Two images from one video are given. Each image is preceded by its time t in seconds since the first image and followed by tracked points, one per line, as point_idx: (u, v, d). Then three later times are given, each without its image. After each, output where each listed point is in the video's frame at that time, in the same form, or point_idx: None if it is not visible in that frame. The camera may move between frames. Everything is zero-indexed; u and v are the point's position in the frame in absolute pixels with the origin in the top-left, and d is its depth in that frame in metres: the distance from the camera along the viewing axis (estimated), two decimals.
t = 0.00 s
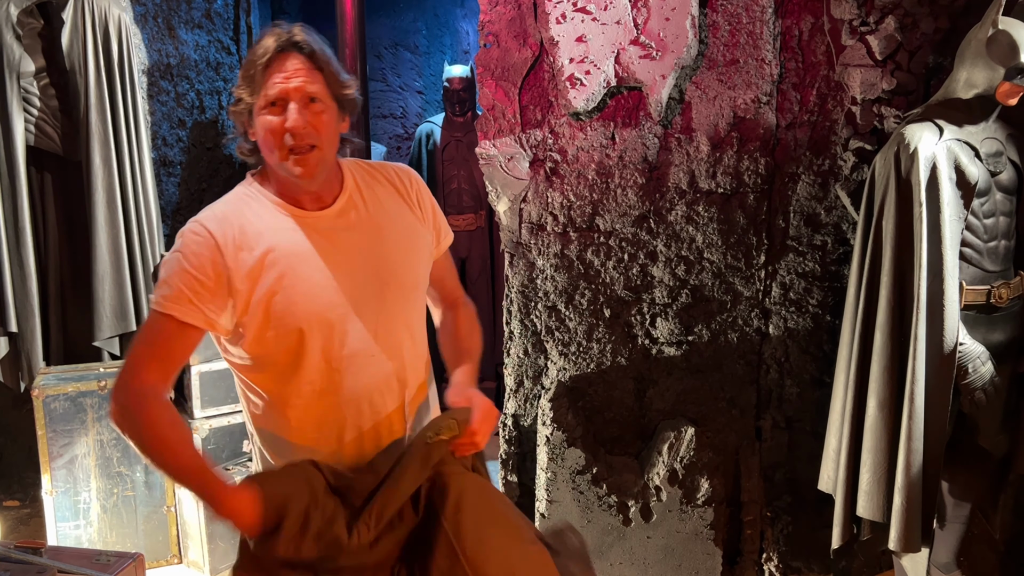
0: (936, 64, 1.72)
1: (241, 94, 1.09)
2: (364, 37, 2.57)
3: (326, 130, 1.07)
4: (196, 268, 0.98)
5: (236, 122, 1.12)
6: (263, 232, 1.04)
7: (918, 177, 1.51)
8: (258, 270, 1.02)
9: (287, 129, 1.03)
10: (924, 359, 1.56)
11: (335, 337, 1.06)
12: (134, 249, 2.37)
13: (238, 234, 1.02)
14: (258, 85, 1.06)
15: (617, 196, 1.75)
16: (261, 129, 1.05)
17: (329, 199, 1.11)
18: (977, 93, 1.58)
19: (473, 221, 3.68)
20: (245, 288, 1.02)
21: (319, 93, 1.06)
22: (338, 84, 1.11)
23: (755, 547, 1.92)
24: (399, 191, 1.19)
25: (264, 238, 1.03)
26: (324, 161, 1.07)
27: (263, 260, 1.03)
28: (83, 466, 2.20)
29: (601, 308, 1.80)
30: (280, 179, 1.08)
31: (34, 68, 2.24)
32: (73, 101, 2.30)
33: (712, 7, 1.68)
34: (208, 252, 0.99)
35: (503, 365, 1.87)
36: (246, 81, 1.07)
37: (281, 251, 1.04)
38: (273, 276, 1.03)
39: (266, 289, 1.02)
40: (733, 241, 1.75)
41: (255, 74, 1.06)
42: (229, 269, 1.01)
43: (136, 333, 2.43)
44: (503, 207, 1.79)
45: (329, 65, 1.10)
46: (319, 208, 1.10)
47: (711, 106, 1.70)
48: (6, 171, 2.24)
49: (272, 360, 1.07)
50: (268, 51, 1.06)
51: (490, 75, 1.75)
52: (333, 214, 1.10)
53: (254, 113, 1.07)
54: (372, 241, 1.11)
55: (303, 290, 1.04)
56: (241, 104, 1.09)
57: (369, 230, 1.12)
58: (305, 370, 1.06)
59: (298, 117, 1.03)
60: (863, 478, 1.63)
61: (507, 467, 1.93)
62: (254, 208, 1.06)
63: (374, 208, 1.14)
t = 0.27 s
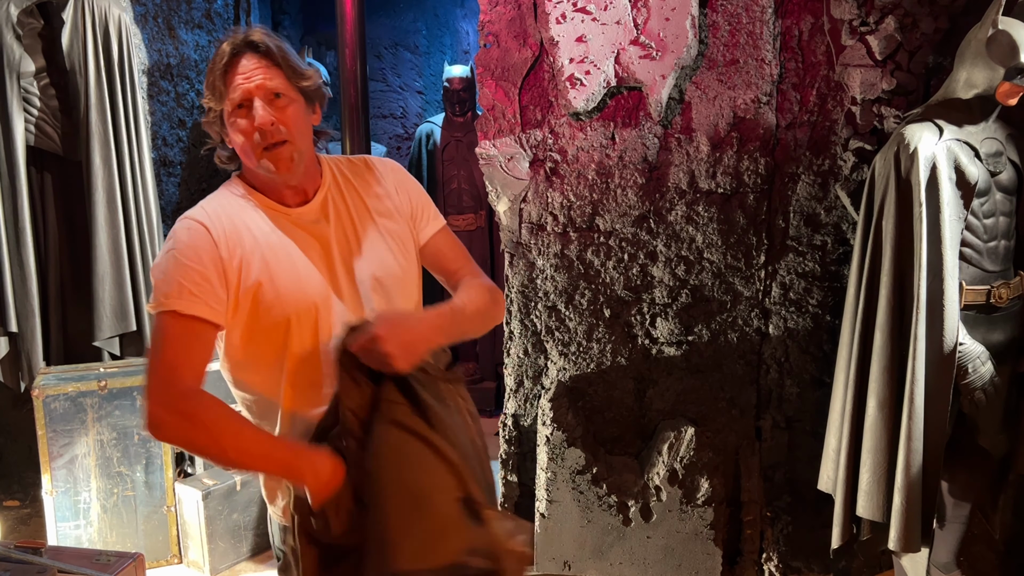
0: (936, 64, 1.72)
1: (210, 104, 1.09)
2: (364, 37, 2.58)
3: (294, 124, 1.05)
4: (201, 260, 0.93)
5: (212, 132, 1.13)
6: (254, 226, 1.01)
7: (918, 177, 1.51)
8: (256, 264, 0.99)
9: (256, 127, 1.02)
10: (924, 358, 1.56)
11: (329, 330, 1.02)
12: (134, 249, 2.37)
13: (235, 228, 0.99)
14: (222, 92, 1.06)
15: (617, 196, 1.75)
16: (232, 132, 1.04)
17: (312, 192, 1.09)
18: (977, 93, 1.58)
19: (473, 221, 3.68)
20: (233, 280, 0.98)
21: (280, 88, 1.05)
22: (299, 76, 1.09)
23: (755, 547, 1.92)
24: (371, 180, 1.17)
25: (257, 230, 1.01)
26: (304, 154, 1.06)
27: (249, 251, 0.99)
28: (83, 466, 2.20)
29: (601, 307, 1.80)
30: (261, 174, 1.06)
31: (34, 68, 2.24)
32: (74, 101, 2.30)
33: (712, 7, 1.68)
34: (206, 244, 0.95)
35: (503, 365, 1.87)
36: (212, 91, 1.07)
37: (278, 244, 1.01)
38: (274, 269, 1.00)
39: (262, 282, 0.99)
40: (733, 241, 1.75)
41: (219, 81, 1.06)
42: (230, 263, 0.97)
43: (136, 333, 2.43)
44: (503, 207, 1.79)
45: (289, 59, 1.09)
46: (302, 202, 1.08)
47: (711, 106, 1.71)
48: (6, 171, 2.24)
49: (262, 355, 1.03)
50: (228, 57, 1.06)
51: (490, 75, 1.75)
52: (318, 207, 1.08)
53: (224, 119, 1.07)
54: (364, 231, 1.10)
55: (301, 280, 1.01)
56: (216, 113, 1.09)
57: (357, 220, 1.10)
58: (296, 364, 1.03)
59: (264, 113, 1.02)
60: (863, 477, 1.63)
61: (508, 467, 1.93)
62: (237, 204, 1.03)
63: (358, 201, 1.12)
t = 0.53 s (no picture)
0: (936, 64, 1.72)
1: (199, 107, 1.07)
2: (364, 37, 2.58)
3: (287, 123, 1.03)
4: (189, 277, 0.94)
5: (203, 134, 1.11)
6: (242, 232, 1.00)
7: (918, 177, 1.51)
8: (245, 271, 0.98)
9: (248, 126, 1.00)
10: (924, 358, 1.56)
11: (327, 326, 1.02)
12: (134, 249, 2.37)
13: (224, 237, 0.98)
14: (211, 92, 1.04)
15: (617, 196, 1.75)
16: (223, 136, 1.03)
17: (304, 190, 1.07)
18: (977, 93, 1.58)
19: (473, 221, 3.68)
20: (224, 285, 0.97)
21: (269, 86, 1.03)
22: (289, 75, 1.07)
23: (755, 547, 1.92)
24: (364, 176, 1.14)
25: (247, 236, 1.00)
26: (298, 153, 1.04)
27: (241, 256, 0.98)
28: (84, 466, 2.20)
29: (601, 307, 1.80)
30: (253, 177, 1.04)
31: (34, 68, 2.24)
32: (74, 101, 2.30)
33: (712, 7, 1.68)
34: (192, 258, 0.95)
35: (503, 365, 1.87)
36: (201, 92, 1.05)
37: (267, 248, 1.00)
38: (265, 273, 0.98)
39: (253, 288, 0.98)
40: (733, 241, 1.75)
41: (207, 83, 1.04)
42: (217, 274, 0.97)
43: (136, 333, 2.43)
44: (503, 207, 1.79)
45: (279, 60, 1.07)
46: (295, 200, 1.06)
47: (711, 106, 1.70)
48: (6, 171, 2.24)
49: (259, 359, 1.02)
50: (215, 58, 1.04)
51: (490, 75, 1.75)
52: (310, 207, 1.06)
53: (215, 120, 1.05)
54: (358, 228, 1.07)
55: (292, 282, 1.00)
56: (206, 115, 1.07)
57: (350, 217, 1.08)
58: (294, 365, 1.02)
59: (256, 112, 1.00)
60: (863, 477, 1.63)
61: (507, 467, 1.93)
62: (225, 210, 1.01)
63: (350, 199, 1.10)
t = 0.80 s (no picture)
0: (936, 64, 1.72)
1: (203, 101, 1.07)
2: (364, 37, 2.58)
3: (291, 123, 1.03)
4: (189, 271, 0.94)
5: (204, 128, 1.10)
6: (241, 231, 1.00)
7: (918, 177, 1.51)
8: (243, 270, 0.98)
9: (251, 124, 0.99)
10: (924, 358, 1.56)
11: (322, 326, 1.02)
12: (134, 249, 2.37)
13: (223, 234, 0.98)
14: (217, 87, 1.03)
15: (617, 196, 1.75)
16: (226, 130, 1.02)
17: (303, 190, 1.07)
18: (977, 93, 1.58)
19: (473, 221, 3.69)
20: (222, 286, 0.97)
21: (275, 86, 1.03)
22: (297, 78, 1.07)
23: (755, 547, 1.92)
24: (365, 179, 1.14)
25: (246, 235, 1.00)
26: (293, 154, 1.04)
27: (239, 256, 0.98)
28: (83, 466, 2.20)
29: (601, 307, 1.80)
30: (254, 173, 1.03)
31: (34, 68, 2.24)
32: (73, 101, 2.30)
33: (712, 7, 1.68)
34: (189, 255, 0.95)
35: (503, 365, 1.87)
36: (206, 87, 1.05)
37: (265, 248, 1.00)
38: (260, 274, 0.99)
39: (248, 287, 0.98)
40: (733, 241, 1.75)
41: (212, 78, 1.04)
42: (214, 272, 0.96)
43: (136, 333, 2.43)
44: (503, 207, 1.79)
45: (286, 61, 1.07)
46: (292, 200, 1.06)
47: (711, 106, 1.71)
48: (6, 171, 2.24)
49: (253, 358, 1.03)
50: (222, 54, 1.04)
51: (490, 75, 1.75)
52: (307, 208, 1.06)
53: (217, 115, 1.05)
54: (355, 231, 1.07)
55: (290, 284, 1.00)
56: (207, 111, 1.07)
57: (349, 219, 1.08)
58: (290, 367, 1.03)
59: (260, 112, 1.00)
60: (863, 478, 1.63)
61: (507, 467, 1.93)
62: (224, 208, 1.01)
63: (349, 202, 1.10)
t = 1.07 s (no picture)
0: (936, 64, 1.72)
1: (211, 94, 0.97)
2: (364, 36, 2.58)
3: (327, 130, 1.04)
4: (182, 279, 0.93)
5: (201, 118, 1.00)
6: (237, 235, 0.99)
7: (918, 177, 1.51)
8: (239, 274, 0.96)
9: (302, 127, 0.98)
10: (924, 358, 1.56)
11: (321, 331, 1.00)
12: (134, 249, 2.37)
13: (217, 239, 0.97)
14: (249, 80, 0.96)
15: (617, 196, 1.75)
16: (256, 129, 0.97)
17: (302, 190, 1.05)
18: (977, 93, 1.58)
19: (473, 221, 3.70)
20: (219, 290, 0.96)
21: (308, 87, 1.01)
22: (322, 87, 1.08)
23: (755, 547, 1.92)
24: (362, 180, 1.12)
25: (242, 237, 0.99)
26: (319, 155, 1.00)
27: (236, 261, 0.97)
28: (83, 466, 2.20)
29: (601, 307, 1.80)
30: (254, 168, 1.01)
31: (34, 68, 2.24)
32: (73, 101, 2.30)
33: (712, 8, 1.68)
34: (185, 260, 0.94)
35: (503, 365, 1.87)
36: (227, 80, 0.96)
37: (263, 250, 0.99)
38: (260, 277, 0.97)
39: (245, 292, 0.97)
40: (733, 241, 1.75)
41: (237, 73, 0.96)
42: (211, 278, 0.95)
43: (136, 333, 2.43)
44: (503, 207, 1.79)
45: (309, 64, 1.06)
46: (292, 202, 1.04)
47: (711, 106, 1.71)
48: (6, 171, 2.24)
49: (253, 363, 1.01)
50: (246, 47, 0.97)
51: (490, 75, 1.75)
52: (307, 208, 1.05)
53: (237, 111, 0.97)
54: (355, 230, 1.06)
55: (287, 289, 0.98)
56: (214, 105, 0.97)
57: (349, 217, 1.07)
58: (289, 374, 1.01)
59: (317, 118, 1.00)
60: (863, 478, 1.63)
61: (507, 467, 1.93)
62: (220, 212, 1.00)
63: (349, 201, 1.08)
